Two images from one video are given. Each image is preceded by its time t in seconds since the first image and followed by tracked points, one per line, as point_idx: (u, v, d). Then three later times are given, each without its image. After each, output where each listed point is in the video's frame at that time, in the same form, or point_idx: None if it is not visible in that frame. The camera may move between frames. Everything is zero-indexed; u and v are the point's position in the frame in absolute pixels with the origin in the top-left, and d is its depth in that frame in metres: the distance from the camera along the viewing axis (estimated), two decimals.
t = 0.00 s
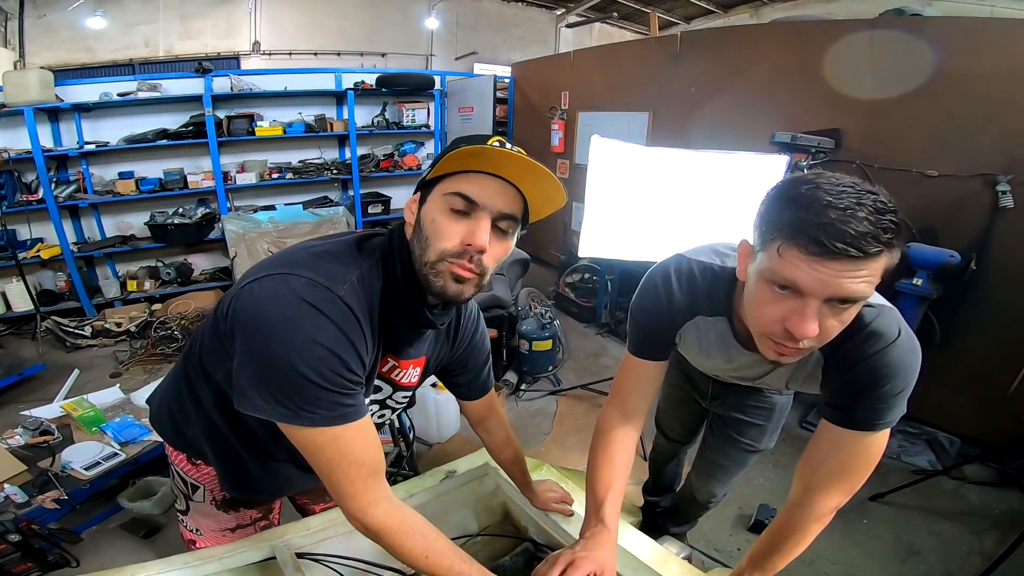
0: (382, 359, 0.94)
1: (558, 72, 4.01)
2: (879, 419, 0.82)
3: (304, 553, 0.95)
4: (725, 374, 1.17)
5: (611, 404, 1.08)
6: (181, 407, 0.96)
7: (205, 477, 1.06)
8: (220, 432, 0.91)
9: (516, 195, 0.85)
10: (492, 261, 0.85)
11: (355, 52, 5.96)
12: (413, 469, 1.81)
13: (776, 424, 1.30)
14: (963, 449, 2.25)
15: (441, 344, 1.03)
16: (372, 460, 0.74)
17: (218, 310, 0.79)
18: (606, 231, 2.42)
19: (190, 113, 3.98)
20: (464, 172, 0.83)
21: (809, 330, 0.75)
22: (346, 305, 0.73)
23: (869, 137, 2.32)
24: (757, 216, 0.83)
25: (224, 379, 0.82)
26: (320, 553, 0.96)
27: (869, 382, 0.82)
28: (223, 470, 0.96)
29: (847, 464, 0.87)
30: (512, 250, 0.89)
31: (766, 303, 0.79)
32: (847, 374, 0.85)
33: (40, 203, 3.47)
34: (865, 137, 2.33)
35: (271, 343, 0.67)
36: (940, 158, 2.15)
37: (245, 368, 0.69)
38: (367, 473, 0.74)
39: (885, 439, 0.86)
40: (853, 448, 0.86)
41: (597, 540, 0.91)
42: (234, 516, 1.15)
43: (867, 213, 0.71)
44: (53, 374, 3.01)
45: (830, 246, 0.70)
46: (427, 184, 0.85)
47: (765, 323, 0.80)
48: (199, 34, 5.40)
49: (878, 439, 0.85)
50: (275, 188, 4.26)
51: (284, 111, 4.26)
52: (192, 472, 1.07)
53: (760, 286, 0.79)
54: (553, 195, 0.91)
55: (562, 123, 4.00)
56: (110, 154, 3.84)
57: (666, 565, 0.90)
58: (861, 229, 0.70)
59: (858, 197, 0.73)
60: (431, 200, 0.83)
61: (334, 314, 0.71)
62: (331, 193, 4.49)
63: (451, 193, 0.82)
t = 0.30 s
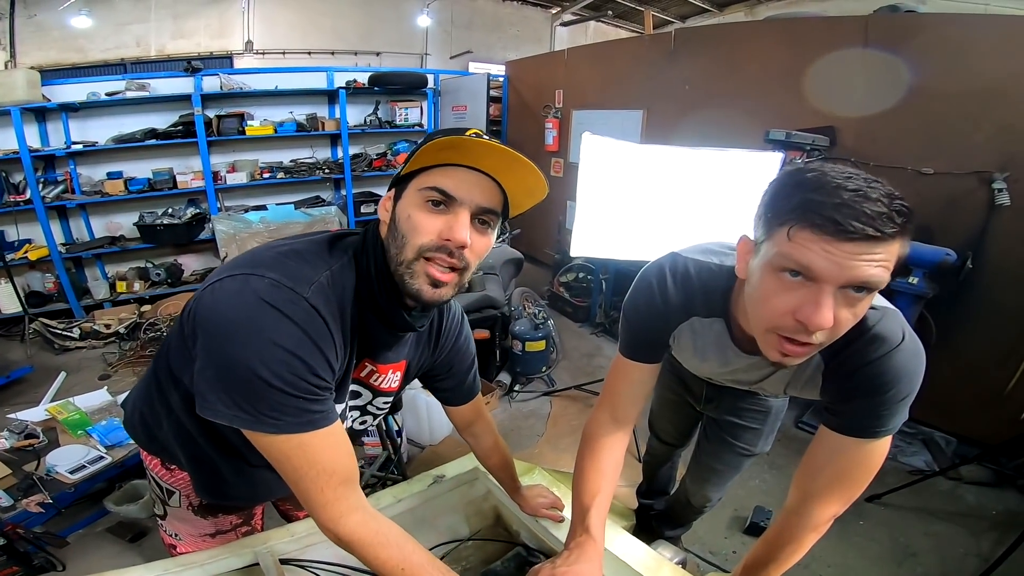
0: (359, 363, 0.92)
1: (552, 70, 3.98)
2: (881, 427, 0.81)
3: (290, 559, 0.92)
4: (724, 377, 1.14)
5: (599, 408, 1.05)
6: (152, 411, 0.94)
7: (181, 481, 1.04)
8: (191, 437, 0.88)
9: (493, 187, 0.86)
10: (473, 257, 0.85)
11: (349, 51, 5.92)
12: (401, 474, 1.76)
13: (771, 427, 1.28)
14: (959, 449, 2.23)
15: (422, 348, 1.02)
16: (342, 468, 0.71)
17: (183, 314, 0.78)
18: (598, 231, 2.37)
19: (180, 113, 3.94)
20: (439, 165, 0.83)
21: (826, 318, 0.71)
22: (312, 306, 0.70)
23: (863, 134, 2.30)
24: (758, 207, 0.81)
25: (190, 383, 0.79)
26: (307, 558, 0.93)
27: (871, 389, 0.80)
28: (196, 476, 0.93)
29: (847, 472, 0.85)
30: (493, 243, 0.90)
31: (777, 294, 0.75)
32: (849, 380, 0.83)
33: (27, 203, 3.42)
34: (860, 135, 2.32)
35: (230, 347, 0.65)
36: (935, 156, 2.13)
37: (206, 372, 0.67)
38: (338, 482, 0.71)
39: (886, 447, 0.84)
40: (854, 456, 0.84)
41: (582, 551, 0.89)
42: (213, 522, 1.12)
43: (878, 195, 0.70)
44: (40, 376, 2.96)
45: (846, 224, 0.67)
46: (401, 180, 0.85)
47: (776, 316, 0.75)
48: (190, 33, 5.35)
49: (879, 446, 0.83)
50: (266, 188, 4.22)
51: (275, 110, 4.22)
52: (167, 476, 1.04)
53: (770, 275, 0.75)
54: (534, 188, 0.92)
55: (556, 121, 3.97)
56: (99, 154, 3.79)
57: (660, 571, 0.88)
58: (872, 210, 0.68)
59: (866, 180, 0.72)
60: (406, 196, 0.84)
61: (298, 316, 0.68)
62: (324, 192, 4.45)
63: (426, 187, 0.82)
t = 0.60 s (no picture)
0: (355, 358, 0.90)
1: (553, 66, 3.95)
2: (900, 430, 0.79)
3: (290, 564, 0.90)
4: (734, 377, 1.12)
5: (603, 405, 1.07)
6: (143, 411, 0.92)
7: (172, 485, 1.04)
8: (181, 438, 0.87)
9: (492, 174, 0.85)
10: (472, 245, 0.85)
11: (350, 48, 5.90)
12: (402, 474, 1.75)
13: (781, 428, 1.25)
14: (969, 447, 2.20)
15: (422, 344, 1.00)
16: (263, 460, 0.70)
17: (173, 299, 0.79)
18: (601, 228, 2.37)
19: (179, 111, 3.92)
20: (437, 151, 0.83)
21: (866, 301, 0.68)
22: (296, 291, 0.73)
23: (870, 128, 2.27)
24: (785, 190, 0.79)
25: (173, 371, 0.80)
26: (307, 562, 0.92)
27: (894, 391, 0.78)
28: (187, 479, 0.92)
29: (863, 476, 0.83)
30: (493, 232, 0.90)
31: (810, 277, 0.72)
32: (873, 382, 0.80)
33: (27, 203, 3.41)
34: (867, 130, 2.28)
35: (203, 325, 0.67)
36: (944, 150, 2.09)
37: (179, 350, 0.68)
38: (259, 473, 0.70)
39: (906, 452, 0.82)
40: (870, 460, 0.82)
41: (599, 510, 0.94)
42: (210, 526, 1.12)
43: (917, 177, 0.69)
44: (42, 376, 2.96)
45: (888, 204, 0.66)
46: (398, 169, 0.86)
47: (808, 299, 0.72)
48: (190, 33, 5.34)
49: (897, 450, 0.81)
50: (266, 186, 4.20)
51: (275, 108, 4.20)
52: (159, 480, 1.05)
53: (802, 257, 0.73)
54: (536, 175, 0.93)
55: (558, 117, 3.94)
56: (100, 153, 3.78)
57: (666, 572, 0.86)
58: (913, 189, 0.67)
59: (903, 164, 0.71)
60: (403, 185, 0.84)
61: (278, 301, 0.70)
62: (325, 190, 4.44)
63: (424, 175, 0.82)
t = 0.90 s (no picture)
0: (345, 353, 0.90)
1: (558, 63, 3.93)
2: (908, 430, 0.78)
3: (295, 561, 0.91)
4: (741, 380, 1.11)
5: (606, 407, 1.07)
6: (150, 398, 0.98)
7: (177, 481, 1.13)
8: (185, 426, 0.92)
9: (485, 167, 0.87)
10: (466, 239, 0.88)
11: (354, 47, 5.91)
12: (406, 473, 1.75)
13: (790, 427, 1.24)
14: (977, 447, 2.18)
15: (421, 342, 1.01)
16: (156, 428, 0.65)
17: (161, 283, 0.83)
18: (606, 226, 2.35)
19: (185, 110, 3.94)
20: (428, 144, 0.85)
21: (804, 365, 0.74)
22: (267, 268, 0.76)
23: (877, 126, 2.25)
24: (773, 216, 0.74)
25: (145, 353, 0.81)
26: (311, 560, 0.92)
27: (898, 390, 0.77)
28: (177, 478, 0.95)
29: (869, 477, 0.83)
30: (488, 226, 0.92)
31: (769, 325, 0.75)
32: (880, 383, 0.79)
33: (35, 202, 3.44)
34: (875, 127, 2.26)
35: (163, 289, 0.69)
36: (953, 147, 2.07)
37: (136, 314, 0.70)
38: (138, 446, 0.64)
39: (913, 453, 0.82)
40: (877, 461, 0.82)
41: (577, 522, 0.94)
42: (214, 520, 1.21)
43: (890, 246, 0.61)
44: (50, 374, 2.98)
45: (834, 282, 0.63)
46: (389, 161, 0.88)
47: (769, 336, 0.76)
48: (196, 31, 5.36)
49: (904, 451, 0.81)
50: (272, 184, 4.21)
51: (280, 106, 4.21)
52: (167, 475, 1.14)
53: (766, 306, 0.74)
54: (530, 165, 0.94)
55: (563, 115, 3.93)
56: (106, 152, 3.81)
57: (670, 572, 0.85)
58: (880, 259, 0.61)
59: (892, 219, 0.62)
60: (395, 177, 0.86)
61: (244, 277, 0.73)
62: (330, 188, 4.45)
63: (416, 168, 0.84)
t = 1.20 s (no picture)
0: (352, 365, 0.91)
1: (561, 65, 3.94)
2: (901, 434, 0.79)
3: (301, 561, 0.94)
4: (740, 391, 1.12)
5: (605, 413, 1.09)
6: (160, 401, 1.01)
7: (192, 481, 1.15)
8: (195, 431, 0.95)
9: (489, 178, 0.86)
10: (469, 251, 0.87)
11: (358, 47, 5.93)
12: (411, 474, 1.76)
13: (795, 429, 1.25)
14: (979, 449, 2.18)
15: (424, 348, 1.02)
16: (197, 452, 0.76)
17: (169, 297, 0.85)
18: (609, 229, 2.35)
19: (191, 111, 3.96)
20: (433, 155, 0.84)
21: (758, 402, 0.81)
22: (265, 300, 0.76)
23: (881, 129, 2.25)
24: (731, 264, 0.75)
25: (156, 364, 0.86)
26: (317, 560, 0.95)
27: (890, 395, 0.78)
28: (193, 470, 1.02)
29: (864, 479, 0.83)
30: (491, 237, 0.91)
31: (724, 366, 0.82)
32: (871, 386, 0.80)
33: (42, 203, 3.47)
34: (878, 130, 2.27)
35: (164, 328, 0.71)
36: (957, 150, 2.07)
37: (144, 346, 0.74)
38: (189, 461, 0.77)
39: (909, 455, 0.82)
40: (871, 464, 0.83)
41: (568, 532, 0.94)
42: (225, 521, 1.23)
43: (813, 332, 0.64)
44: (57, 373, 3.01)
45: (761, 357, 0.69)
46: (392, 172, 0.87)
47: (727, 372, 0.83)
48: (201, 32, 5.38)
49: (899, 454, 0.81)
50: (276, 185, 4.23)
51: (285, 107, 4.23)
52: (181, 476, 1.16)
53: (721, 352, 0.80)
54: (531, 176, 0.91)
55: (566, 117, 3.94)
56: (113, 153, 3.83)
57: (671, 572, 0.86)
58: (801, 341, 0.64)
59: (820, 305, 0.63)
60: (399, 188, 0.85)
61: (242, 312, 0.74)
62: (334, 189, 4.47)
63: (419, 179, 0.84)
